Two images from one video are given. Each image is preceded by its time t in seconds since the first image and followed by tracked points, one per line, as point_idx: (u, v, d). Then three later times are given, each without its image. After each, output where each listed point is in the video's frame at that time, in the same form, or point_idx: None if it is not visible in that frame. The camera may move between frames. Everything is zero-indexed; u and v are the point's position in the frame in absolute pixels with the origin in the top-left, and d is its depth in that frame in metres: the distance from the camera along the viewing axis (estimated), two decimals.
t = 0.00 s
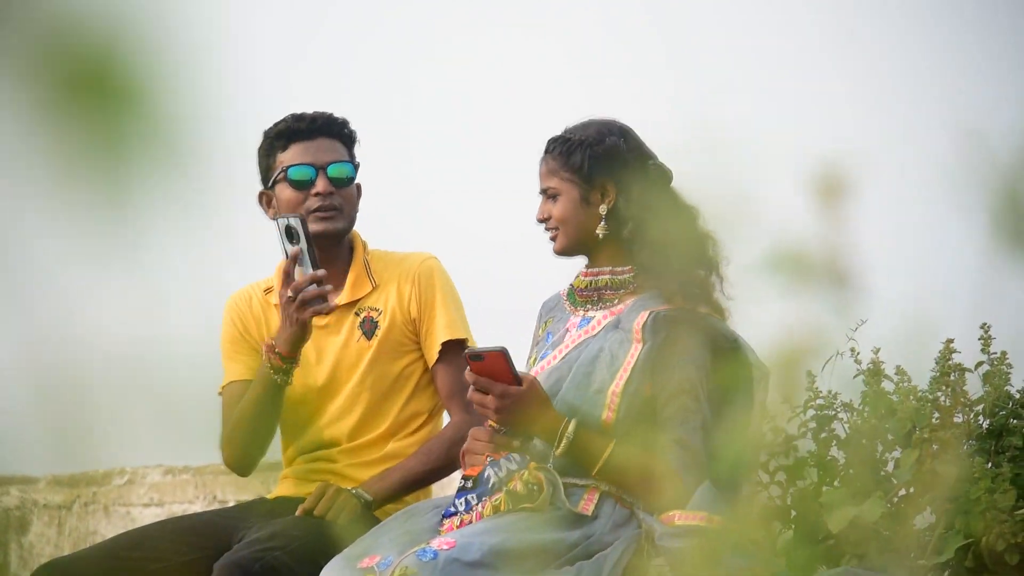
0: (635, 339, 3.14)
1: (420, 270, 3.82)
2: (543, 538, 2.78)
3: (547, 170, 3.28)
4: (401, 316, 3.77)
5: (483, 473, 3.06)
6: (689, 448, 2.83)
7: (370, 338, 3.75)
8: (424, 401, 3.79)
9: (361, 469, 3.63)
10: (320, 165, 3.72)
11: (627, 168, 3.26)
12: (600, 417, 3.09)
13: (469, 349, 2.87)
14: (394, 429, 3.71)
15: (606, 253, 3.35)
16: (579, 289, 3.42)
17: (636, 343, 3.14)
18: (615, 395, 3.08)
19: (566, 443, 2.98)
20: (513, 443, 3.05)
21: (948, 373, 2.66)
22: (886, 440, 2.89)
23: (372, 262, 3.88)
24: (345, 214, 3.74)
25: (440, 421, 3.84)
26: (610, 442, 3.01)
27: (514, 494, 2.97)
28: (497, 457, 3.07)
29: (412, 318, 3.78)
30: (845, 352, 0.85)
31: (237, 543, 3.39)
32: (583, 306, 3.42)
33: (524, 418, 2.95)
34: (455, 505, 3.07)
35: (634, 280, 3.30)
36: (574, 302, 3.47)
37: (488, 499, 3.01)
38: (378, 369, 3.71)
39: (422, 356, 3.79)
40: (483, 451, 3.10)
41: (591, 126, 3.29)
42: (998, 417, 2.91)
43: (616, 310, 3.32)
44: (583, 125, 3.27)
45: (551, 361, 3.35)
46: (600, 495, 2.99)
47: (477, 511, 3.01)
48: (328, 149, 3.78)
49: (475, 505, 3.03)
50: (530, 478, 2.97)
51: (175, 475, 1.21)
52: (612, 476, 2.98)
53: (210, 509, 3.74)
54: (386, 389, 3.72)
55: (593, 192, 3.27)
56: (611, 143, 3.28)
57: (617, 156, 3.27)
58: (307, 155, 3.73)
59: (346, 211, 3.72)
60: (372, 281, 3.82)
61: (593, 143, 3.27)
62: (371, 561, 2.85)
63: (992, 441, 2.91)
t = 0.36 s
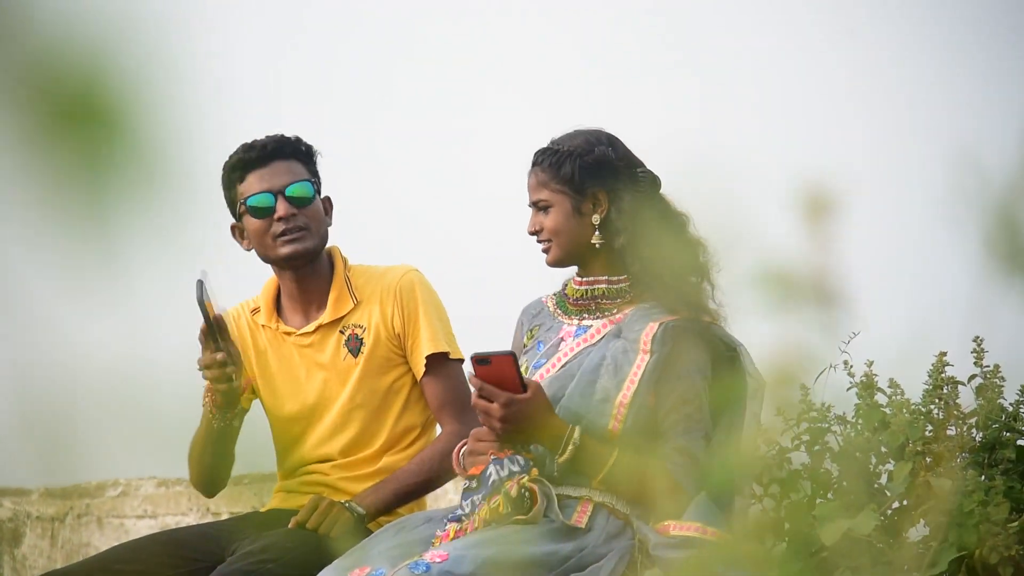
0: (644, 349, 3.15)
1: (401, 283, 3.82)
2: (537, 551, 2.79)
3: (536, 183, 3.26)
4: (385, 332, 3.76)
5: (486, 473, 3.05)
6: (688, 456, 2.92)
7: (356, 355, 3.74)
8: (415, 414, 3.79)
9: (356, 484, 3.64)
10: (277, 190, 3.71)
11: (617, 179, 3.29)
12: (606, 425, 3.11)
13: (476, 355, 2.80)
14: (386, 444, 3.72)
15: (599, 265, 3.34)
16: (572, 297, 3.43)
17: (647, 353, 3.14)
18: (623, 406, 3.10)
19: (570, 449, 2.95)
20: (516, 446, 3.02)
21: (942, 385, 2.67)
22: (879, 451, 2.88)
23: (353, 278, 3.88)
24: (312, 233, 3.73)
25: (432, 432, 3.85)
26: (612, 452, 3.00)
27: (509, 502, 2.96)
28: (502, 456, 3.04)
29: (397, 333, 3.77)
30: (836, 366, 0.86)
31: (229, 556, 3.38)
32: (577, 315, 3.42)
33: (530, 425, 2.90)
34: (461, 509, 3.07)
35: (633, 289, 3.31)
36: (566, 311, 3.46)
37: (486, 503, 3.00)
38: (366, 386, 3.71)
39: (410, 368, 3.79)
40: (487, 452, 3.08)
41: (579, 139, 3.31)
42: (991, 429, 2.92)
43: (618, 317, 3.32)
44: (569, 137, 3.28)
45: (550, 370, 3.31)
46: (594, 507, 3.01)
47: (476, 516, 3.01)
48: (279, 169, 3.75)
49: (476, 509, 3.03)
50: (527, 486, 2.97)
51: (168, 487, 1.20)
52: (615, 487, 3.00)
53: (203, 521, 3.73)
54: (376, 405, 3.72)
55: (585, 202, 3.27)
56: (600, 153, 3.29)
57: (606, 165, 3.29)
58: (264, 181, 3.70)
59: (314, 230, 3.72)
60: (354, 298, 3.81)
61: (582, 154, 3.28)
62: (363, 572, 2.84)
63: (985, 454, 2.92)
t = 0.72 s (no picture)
0: (633, 326, 3.16)
1: (379, 261, 3.78)
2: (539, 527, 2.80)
3: (534, 160, 3.25)
4: (367, 311, 3.74)
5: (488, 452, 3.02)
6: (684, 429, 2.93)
7: (340, 335, 3.74)
8: (407, 388, 3.78)
9: (352, 463, 3.66)
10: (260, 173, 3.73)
11: (614, 156, 3.28)
12: (600, 402, 3.11)
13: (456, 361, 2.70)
14: (380, 420, 3.72)
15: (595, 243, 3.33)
16: (563, 279, 3.39)
17: (635, 330, 3.16)
18: (613, 383, 3.11)
19: (564, 438, 2.91)
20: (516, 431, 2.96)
21: (940, 362, 2.67)
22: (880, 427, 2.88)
23: (334, 256, 3.85)
24: (289, 220, 3.75)
25: (426, 404, 3.85)
26: (605, 435, 2.98)
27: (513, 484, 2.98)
28: (502, 437, 3.00)
29: (379, 311, 3.75)
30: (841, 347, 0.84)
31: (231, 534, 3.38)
32: (569, 296, 3.41)
33: (526, 415, 2.82)
34: (462, 486, 3.06)
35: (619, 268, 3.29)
36: (560, 293, 3.44)
37: (489, 485, 3.00)
38: (353, 366, 3.71)
39: (397, 343, 3.78)
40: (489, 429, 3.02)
41: (573, 118, 3.29)
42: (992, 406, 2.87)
43: (607, 298, 3.32)
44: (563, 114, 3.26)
45: (542, 352, 3.32)
46: (593, 486, 3.01)
47: (479, 495, 3.01)
48: (267, 155, 3.77)
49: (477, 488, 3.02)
50: (527, 465, 2.98)
51: (169, 463, 1.19)
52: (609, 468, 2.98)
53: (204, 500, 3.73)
54: (365, 384, 3.72)
55: (583, 181, 3.26)
56: (597, 132, 3.28)
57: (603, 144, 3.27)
58: (250, 162, 3.72)
59: (290, 217, 3.74)
60: (334, 278, 3.79)
61: (582, 133, 3.27)
62: (365, 547, 2.85)
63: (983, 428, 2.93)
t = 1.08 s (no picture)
0: (641, 288, 3.15)
1: (377, 218, 3.78)
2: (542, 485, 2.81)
3: (546, 129, 3.21)
4: (366, 268, 3.74)
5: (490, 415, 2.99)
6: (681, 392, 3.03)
7: (339, 291, 3.74)
8: (406, 345, 3.80)
9: (351, 419, 3.66)
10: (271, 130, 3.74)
11: (619, 117, 3.30)
12: (606, 360, 3.11)
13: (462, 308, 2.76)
14: (380, 377, 3.74)
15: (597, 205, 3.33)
16: (562, 240, 3.39)
17: (643, 292, 3.14)
18: (621, 340, 3.10)
19: (566, 394, 2.91)
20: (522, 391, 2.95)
21: (941, 317, 2.67)
22: (880, 382, 2.94)
23: (331, 214, 3.85)
24: (299, 177, 3.76)
25: (425, 361, 3.86)
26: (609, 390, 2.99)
27: (517, 445, 2.97)
28: (507, 399, 2.97)
29: (378, 268, 3.75)
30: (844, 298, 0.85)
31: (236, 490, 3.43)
32: (567, 258, 3.38)
33: (526, 374, 2.84)
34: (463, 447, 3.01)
35: (620, 231, 3.29)
36: (555, 254, 3.42)
37: (492, 447, 2.97)
38: (352, 323, 3.72)
39: (395, 300, 3.78)
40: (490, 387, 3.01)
41: (573, 83, 3.27)
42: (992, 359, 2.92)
43: (607, 260, 3.30)
44: (560, 79, 3.24)
45: (543, 313, 3.29)
46: (596, 442, 3.03)
47: (482, 457, 2.98)
48: (274, 111, 3.77)
49: (480, 451, 2.99)
50: (532, 427, 2.97)
51: (173, 424, 1.19)
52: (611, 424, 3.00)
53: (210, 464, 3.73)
54: (363, 340, 3.73)
55: (597, 146, 3.27)
56: (604, 95, 3.28)
57: (610, 108, 3.28)
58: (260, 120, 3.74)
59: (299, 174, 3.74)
60: (332, 234, 3.79)
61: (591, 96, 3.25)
62: (366, 509, 2.83)
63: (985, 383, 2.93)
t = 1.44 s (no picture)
0: (651, 268, 3.14)
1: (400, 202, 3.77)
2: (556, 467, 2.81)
3: (562, 106, 3.19)
4: (387, 250, 3.74)
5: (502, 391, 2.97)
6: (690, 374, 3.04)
7: (360, 274, 3.74)
8: (423, 328, 3.81)
9: (368, 399, 3.67)
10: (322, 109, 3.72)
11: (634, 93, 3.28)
12: (613, 341, 3.12)
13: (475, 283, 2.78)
14: (397, 359, 3.75)
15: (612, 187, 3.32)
16: (577, 216, 3.38)
17: (654, 272, 3.13)
18: (630, 321, 3.10)
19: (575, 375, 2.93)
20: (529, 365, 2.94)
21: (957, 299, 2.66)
22: (896, 363, 2.96)
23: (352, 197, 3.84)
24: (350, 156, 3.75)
25: (441, 343, 3.88)
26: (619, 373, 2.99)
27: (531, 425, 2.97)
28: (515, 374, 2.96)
29: (399, 251, 3.75)
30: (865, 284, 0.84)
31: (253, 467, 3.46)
32: (583, 233, 3.37)
33: (535, 350, 2.86)
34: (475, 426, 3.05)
35: (638, 208, 3.30)
36: (571, 229, 3.42)
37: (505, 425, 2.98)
38: (372, 305, 3.72)
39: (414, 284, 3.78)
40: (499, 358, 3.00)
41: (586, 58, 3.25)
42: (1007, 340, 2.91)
43: (622, 238, 3.30)
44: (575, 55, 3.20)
45: (555, 288, 3.31)
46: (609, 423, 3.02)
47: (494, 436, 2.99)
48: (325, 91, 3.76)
49: (491, 430, 3.01)
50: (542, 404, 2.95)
51: (186, 405, 1.18)
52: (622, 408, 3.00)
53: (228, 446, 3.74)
54: (383, 322, 3.73)
55: (612, 122, 3.25)
56: (618, 71, 3.26)
57: (624, 85, 3.27)
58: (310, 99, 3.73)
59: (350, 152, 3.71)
60: (355, 217, 3.78)
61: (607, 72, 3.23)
62: (382, 491, 2.83)
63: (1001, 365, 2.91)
